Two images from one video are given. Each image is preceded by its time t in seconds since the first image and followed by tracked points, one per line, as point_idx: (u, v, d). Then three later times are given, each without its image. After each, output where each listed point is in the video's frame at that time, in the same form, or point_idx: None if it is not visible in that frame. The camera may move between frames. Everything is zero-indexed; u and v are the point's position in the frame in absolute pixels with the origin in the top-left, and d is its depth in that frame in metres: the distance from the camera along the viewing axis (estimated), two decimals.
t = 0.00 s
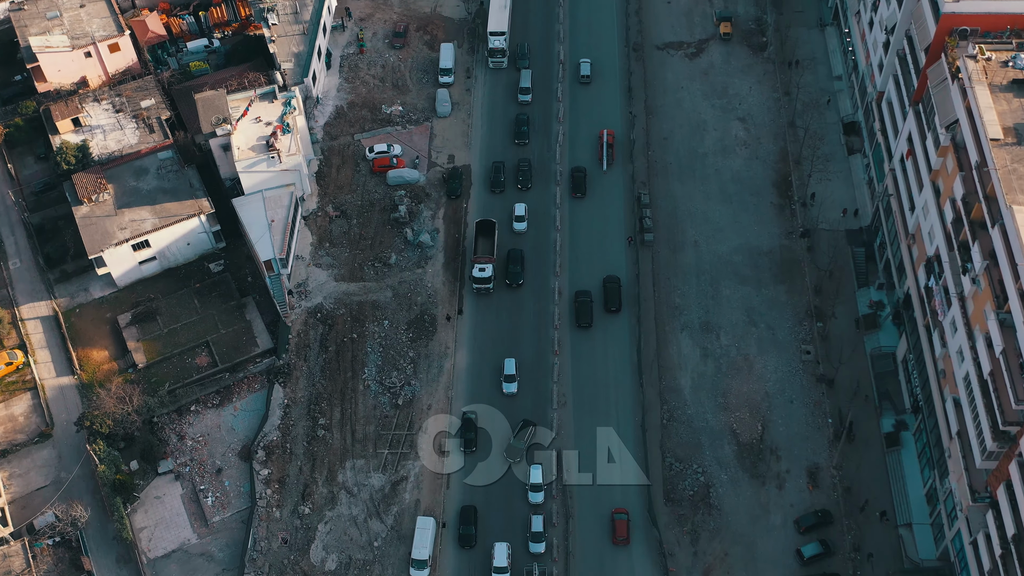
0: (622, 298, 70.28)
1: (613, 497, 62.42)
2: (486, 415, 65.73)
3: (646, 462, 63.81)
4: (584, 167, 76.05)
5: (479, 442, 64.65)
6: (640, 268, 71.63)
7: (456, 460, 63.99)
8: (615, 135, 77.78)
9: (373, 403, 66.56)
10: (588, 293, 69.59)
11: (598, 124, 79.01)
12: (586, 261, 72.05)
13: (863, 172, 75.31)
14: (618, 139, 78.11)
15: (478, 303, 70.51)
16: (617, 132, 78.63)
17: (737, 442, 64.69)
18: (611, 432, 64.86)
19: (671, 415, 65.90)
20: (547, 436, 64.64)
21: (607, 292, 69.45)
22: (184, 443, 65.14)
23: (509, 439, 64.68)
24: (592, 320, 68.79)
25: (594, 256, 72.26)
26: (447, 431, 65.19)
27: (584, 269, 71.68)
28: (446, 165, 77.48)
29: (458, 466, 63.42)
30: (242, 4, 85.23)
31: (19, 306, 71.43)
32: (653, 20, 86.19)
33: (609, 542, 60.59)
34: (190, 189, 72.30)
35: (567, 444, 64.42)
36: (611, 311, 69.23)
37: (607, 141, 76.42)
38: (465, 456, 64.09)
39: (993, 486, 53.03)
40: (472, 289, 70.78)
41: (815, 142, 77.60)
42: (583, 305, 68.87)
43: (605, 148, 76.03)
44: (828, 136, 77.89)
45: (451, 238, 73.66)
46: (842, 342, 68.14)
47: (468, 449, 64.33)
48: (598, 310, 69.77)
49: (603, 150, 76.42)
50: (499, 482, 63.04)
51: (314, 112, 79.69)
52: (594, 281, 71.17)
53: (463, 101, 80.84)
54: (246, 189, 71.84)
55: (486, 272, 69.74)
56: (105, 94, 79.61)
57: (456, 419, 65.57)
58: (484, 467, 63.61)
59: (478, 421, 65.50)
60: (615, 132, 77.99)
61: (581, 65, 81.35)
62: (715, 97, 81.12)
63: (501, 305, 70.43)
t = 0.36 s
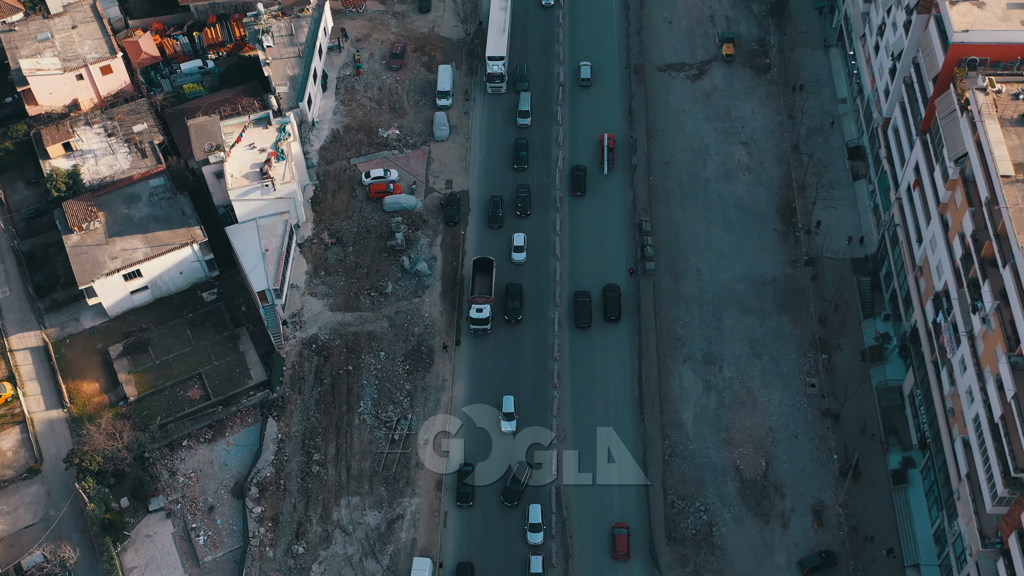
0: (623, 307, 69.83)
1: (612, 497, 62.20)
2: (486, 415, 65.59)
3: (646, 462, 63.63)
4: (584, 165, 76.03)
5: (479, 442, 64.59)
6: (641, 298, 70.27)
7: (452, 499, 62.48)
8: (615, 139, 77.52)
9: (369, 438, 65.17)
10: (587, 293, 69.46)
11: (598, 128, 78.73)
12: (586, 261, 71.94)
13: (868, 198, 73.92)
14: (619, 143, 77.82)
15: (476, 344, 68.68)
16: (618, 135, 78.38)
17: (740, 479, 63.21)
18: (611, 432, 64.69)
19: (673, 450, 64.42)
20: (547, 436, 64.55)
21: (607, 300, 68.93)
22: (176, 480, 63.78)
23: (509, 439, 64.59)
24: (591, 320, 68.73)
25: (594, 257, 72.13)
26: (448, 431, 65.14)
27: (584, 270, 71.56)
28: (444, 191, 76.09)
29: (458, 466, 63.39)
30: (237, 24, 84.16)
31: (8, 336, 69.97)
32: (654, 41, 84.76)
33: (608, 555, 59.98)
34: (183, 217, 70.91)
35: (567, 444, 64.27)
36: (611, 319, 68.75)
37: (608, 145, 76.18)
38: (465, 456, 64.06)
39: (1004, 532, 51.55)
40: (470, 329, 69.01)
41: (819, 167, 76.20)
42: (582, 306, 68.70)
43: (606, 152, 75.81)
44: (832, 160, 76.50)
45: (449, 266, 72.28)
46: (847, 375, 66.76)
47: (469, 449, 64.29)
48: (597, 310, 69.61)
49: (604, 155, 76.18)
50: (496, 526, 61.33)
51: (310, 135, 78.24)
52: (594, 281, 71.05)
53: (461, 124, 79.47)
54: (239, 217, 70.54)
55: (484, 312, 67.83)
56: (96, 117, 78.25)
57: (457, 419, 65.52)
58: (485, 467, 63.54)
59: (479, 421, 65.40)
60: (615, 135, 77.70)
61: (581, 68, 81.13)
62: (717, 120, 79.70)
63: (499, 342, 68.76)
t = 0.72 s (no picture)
0: (622, 316, 69.45)
1: (612, 497, 61.97)
2: (486, 415, 65.52)
3: (646, 462, 63.50)
4: (583, 163, 76.29)
5: (479, 442, 64.44)
6: (642, 330, 68.86)
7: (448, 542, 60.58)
8: (616, 143, 77.38)
9: (364, 474, 63.70)
10: (586, 293, 69.54)
11: (598, 131, 78.69)
12: (585, 261, 71.99)
13: (873, 226, 72.61)
14: (619, 148, 77.70)
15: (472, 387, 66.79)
16: (619, 140, 78.28)
17: (743, 517, 61.53)
18: (611, 432, 64.55)
19: (675, 487, 62.83)
20: (547, 436, 64.40)
21: (607, 308, 68.60)
22: (167, 517, 62.27)
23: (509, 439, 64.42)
24: (590, 319, 68.73)
25: (594, 257, 72.14)
26: (448, 431, 65.04)
27: (584, 270, 71.61)
28: (441, 218, 74.71)
29: (458, 466, 63.24)
30: (231, 46, 82.93)
31: None
32: (655, 63, 83.44)
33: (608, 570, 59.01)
34: (175, 246, 69.55)
35: (567, 444, 64.12)
36: (610, 328, 68.35)
37: (608, 149, 76.07)
38: (465, 456, 63.88)
39: None
40: (466, 373, 67.02)
41: (823, 193, 74.83)
42: (581, 305, 68.82)
43: (607, 156, 75.76)
44: (836, 187, 75.19)
45: (446, 295, 70.94)
46: (852, 409, 65.32)
47: (469, 449, 64.13)
48: (596, 309, 69.63)
49: (604, 159, 76.09)
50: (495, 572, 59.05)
51: (305, 159, 76.83)
52: (594, 281, 71.06)
53: (459, 148, 78.17)
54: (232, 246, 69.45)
55: (480, 356, 66.01)
56: (88, 141, 76.94)
57: (457, 419, 65.39)
58: (485, 467, 63.34)
59: (479, 421, 65.32)
60: (615, 139, 77.59)
61: (581, 71, 81.15)
62: (720, 145, 78.37)
63: (497, 383, 66.98)
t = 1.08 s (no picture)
0: (622, 325, 69.16)
1: (612, 497, 62.05)
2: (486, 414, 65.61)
3: (646, 461, 63.56)
4: (583, 162, 76.46)
5: (479, 442, 64.47)
6: (643, 364, 67.47)
7: None
8: (616, 147, 77.35)
9: (359, 512, 62.19)
10: (585, 293, 69.61)
11: (598, 134, 78.71)
12: (585, 260, 72.01)
13: (879, 254, 71.25)
14: (620, 153, 77.50)
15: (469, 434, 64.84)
16: (619, 144, 78.21)
17: (747, 557, 60.02)
18: (611, 432, 64.60)
19: (677, 525, 61.33)
20: (547, 436, 64.41)
21: (607, 317, 68.37)
22: (157, 557, 60.88)
23: (509, 439, 64.49)
24: (589, 318, 68.88)
25: (593, 257, 72.16)
26: (448, 431, 65.07)
27: (583, 269, 71.61)
28: (438, 245, 73.37)
29: (458, 466, 63.32)
30: (226, 68, 81.64)
31: None
32: (657, 85, 82.07)
33: None
34: (167, 276, 68.16)
35: (567, 443, 64.15)
36: (610, 337, 68.06)
37: (609, 152, 76.02)
38: (465, 456, 63.91)
39: None
40: (463, 420, 65.25)
41: (828, 220, 73.44)
42: (580, 304, 68.93)
43: (608, 160, 75.62)
44: (841, 214, 73.84)
45: (444, 325, 69.62)
46: (858, 445, 63.87)
47: (469, 448, 64.17)
48: (595, 307, 69.78)
49: (604, 163, 75.96)
50: None
51: (300, 185, 75.42)
52: (594, 280, 71.11)
53: (457, 173, 76.79)
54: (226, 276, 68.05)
55: (478, 402, 63.90)
56: (79, 167, 75.58)
57: (457, 420, 65.41)
58: (485, 466, 63.40)
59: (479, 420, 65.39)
60: (616, 143, 77.55)
61: (581, 73, 81.13)
62: (722, 169, 76.98)
63: (496, 424, 65.09)
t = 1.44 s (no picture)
0: (622, 333, 68.87)
1: (612, 497, 62.12)
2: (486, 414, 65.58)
3: (646, 461, 63.57)
4: (583, 160, 76.61)
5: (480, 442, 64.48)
6: (644, 398, 66.00)
7: None
8: (616, 150, 77.30)
9: (355, 551, 60.78)
10: (585, 292, 69.65)
11: (598, 136, 78.72)
12: (585, 260, 72.02)
13: (885, 284, 69.88)
14: (620, 157, 77.36)
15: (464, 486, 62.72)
16: (619, 146, 78.12)
17: None
18: (611, 432, 64.63)
19: (679, 565, 59.81)
20: (547, 436, 64.41)
21: (607, 325, 68.01)
22: None
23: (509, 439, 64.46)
24: (589, 318, 68.92)
25: (593, 257, 72.20)
26: (448, 431, 65.03)
27: (583, 269, 71.62)
28: (435, 273, 72.01)
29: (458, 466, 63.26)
30: (219, 91, 80.11)
31: None
32: (659, 108, 80.66)
33: None
34: (158, 307, 66.77)
35: (566, 443, 64.18)
36: (610, 345, 67.77)
37: (609, 156, 75.93)
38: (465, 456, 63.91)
39: None
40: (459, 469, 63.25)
41: (833, 249, 72.09)
42: (579, 303, 68.94)
43: (608, 163, 75.51)
44: (846, 242, 72.46)
45: (441, 357, 68.24)
46: (865, 481, 62.40)
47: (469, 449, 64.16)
48: (595, 308, 69.77)
49: (605, 166, 75.89)
50: None
51: (295, 213, 74.06)
52: (594, 280, 71.13)
53: (455, 199, 75.40)
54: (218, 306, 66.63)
55: (474, 451, 62.61)
56: (69, 193, 74.19)
57: (457, 419, 65.39)
58: (485, 467, 63.39)
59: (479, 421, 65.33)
60: (616, 146, 77.48)
61: (581, 76, 81.07)
62: (724, 195, 75.62)
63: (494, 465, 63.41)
